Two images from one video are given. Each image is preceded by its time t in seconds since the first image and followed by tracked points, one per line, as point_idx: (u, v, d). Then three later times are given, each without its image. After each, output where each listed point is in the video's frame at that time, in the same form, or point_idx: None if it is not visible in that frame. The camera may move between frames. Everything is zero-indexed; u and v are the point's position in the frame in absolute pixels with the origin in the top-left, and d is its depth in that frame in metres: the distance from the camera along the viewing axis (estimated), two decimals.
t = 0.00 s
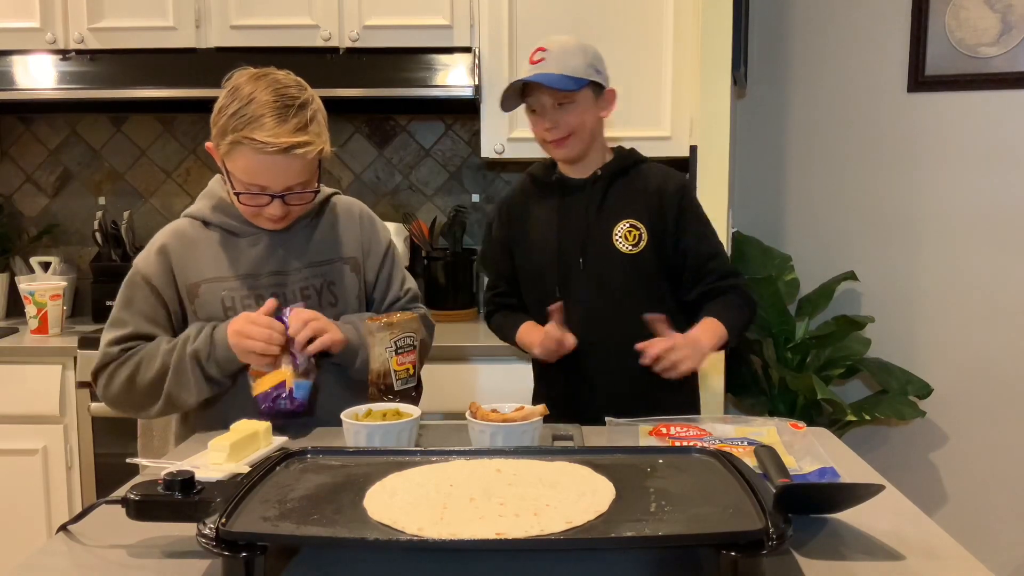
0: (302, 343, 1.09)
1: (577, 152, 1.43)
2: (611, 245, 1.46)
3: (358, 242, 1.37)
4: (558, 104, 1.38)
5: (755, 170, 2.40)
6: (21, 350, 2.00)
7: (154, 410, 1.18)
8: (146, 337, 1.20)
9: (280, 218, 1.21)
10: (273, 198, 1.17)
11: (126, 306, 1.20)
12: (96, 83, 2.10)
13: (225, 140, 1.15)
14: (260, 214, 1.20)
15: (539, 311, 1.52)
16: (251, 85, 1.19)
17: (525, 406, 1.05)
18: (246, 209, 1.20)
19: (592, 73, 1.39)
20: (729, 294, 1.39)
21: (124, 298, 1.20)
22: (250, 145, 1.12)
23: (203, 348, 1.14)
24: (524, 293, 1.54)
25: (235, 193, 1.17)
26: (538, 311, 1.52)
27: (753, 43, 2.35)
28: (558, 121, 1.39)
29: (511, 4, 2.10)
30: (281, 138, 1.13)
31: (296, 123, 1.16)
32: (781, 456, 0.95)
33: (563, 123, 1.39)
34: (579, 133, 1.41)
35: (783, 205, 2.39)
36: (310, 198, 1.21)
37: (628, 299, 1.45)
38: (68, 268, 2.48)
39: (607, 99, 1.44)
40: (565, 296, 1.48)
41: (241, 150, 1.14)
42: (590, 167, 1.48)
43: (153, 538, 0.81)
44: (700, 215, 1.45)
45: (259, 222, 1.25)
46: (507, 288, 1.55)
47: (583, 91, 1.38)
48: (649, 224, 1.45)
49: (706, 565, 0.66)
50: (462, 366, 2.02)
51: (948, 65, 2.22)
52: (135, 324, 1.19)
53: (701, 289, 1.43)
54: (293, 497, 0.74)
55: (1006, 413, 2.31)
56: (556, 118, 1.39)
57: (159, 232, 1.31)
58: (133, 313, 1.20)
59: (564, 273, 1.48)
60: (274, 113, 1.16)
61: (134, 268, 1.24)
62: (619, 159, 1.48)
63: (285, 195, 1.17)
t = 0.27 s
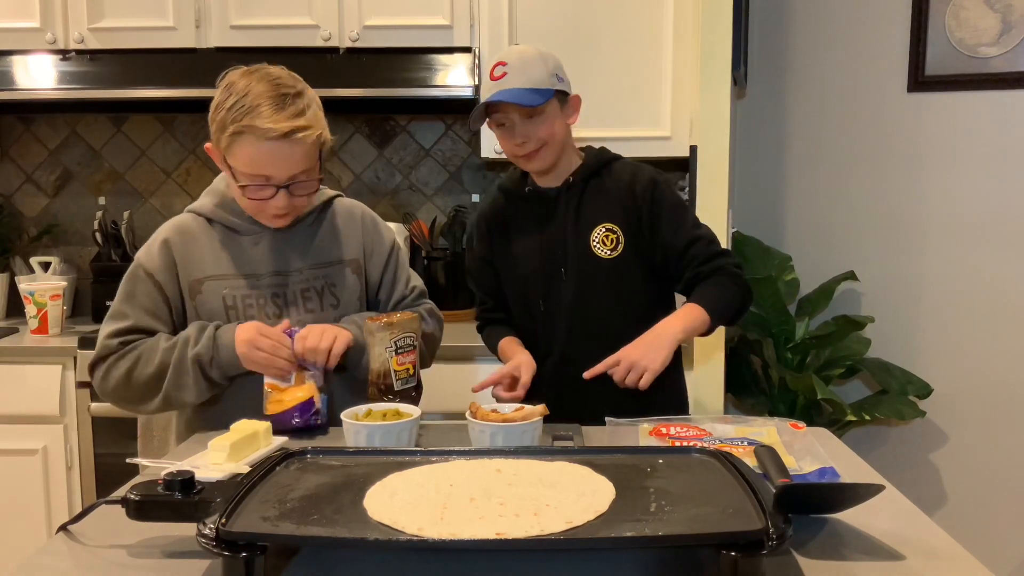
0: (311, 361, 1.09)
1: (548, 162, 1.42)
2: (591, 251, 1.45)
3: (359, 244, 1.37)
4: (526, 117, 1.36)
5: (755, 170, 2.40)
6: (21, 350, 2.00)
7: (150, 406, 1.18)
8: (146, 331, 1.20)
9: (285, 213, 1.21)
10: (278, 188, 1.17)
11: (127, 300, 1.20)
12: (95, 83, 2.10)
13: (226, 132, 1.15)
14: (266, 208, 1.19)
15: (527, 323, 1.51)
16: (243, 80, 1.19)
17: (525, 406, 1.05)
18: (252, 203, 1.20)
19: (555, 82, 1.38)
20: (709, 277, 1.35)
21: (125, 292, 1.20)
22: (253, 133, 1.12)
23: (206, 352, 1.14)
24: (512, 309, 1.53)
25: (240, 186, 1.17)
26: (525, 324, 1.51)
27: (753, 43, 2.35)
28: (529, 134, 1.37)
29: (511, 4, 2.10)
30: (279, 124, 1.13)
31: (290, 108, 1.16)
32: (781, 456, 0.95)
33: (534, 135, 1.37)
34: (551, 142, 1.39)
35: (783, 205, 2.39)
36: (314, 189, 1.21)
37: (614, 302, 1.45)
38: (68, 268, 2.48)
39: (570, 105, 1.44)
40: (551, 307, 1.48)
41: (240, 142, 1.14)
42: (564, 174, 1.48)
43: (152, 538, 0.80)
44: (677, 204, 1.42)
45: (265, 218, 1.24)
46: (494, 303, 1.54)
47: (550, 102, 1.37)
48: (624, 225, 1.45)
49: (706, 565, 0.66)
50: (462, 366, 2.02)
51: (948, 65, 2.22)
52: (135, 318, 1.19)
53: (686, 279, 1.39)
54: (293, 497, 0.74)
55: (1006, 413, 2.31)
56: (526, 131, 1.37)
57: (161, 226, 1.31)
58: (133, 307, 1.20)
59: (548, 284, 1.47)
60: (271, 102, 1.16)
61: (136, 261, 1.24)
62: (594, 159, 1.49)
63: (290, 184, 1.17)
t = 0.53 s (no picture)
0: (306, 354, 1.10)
1: (555, 162, 1.42)
2: (594, 251, 1.46)
3: (355, 241, 1.38)
4: (535, 116, 1.36)
5: (756, 170, 2.40)
6: (21, 351, 2.00)
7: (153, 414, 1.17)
8: (145, 338, 1.20)
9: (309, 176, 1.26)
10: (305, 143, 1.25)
11: (125, 308, 1.19)
12: (95, 83, 2.09)
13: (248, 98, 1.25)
14: (292, 170, 1.25)
15: (526, 321, 1.51)
16: (252, 64, 1.29)
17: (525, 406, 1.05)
18: (276, 171, 1.25)
19: (564, 82, 1.38)
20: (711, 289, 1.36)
21: (122, 299, 1.20)
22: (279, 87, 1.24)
23: (206, 359, 1.13)
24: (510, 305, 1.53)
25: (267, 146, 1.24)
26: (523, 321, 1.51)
27: (753, 43, 2.35)
28: (537, 133, 1.37)
29: (511, 4, 2.11)
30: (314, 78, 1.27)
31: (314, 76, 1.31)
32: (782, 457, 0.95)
33: (541, 134, 1.37)
34: (558, 142, 1.39)
35: (783, 205, 2.39)
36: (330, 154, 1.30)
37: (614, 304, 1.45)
38: (68, 268, 2.48)
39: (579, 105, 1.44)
40: (550, 304, 1.47)
41: (287, 99, 1.25)
42: (570, 172, 1.48)
43: (152, 539, 0.80)
44: (680, 211, 1.43)
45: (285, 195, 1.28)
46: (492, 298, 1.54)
47: (558, 101, 1.36)
48: (629, 227, 1.45)
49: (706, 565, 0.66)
50: (462, 366, 2.02)
51: (948, 65, 2.22)
52: (134, 325, 1.19)
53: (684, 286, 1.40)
54: (293, 497, 0.74)
55: (1006, 413, 2.31)
56: (534, 130, 1.37)
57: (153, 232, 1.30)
58: (130, 315, 1.19)
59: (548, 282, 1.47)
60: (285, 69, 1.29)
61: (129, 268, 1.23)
62: (601, 160, 1.48)
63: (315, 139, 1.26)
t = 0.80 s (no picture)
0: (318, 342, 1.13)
1: (566, 164, 1.42)
2: (593, 258, 1.45)
3: (349, 239, 1.40)
4: (552, 118, 1.36)
5: (755, 170, 2.40)
6: (21, 351, 2.00)
7: (154, 417, 1.13)
8: (142, 340, 1.16)
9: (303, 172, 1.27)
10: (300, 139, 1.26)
11: (119, 308, 1.15)
12: (95, 83, 2.09)
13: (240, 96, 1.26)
14: (286, 165, 1.26)
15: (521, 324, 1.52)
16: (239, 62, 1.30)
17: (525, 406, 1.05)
18: (269, 167, 1.26)
19: (581, 86, 1.39)
20: (703, 316, 1.42)
21: (116, 300, 1.16)
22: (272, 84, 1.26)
23: (221, 354, 1.12)
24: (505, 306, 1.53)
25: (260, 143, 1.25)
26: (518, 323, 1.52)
27: (752, 43, 2.35)
28: (552, 135, 1.38)
29: (511, 4, 2.11)
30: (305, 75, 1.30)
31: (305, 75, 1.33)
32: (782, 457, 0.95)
33: (557, 136, 1.38)
34: (572, 145, 1.40)
35: (782, 206, 2.39)
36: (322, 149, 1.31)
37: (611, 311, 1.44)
38: (68, 268, 2.48)
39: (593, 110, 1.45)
40: (546, 309, 1.47)
41: (278, 93, 1.26)
42: (577, 177, 1.48)
43: (153, 539, 0.81)
44: (680, 232, 1.44)
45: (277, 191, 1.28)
46: (488, 296, 1.53)
47: (575, 104, 1.37)
48: (630, 239, 1.44)
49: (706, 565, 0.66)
50: (462, 366, 2.02)
51: (947, 65, 2.22)
52: (131, 326, 1.15)
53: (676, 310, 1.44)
54: (293, 497, 0.74)
55: (1006, 412, 2.31)
56: (550, 133, 1.37)
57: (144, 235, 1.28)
58: (126, 315, 1.16)
59: (547, 286, 1.47)
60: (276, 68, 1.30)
61: (123, 269, 1.20)
62: (608, 167, 1.47)
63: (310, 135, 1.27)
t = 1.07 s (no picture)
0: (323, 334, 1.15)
1: (577, 167, 1.42)
2: (602, 262, 1.46)
3: (343, 240, 1.40)
4: (567, 120, 1.37)
5: (756, 170, 2.40)
6: (21, 350, 2.00)
7: (165, 428, 1.13)
8: (144, 350, 1.15)
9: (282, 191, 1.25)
10: (280, 159, 1.23)
11: (120, 320, 1.14)
12: (95, 83, 2.10)
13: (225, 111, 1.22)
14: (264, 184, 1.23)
15: (523, 325, 1.50)
16: (230, 69, 1.26)
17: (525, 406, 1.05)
18: (248, 183, 1.24)
19: (600, 90, 1.39)
20: (705, 328, 1.43)
21: (114, 311, 1.15)
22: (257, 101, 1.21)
23: (229, 368, 1.12)
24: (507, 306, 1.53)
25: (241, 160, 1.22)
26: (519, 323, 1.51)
27: (752, 43, 2.35)
28: (566, 137, 1.38)
29: (512, 3, 2.11)
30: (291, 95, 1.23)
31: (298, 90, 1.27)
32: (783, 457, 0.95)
33: (570, 138, 1.38)
34: (585, 148, 1.40)
35: (783, 206, 2.39)
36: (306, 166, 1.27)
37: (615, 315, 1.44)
38: (68, 268, 2.48)
39: (609, 115, 1.45)
40: (551, 310, 1.47)
41: (252, 111, 1.21)
42: (588, 182, 1.48)
43: (152, 539, 0.80)
44: (686, 243, 1.46)
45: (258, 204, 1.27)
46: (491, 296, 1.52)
47: (591, 108, 1.37)
48: (640, 245, 1.45)
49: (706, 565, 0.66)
50: (462, 366, 2.02)
51: (947, 65, 2.22)
52: (132, 337, 1.14)
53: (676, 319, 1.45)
54: (293, 497, 0.74)
55: (1005, 412, 2.31)
56: (564, 135, 1.38)
57: (137, 241, 1.26)
58: (125, 326, 1.14)
59: (553, 287, 1.47)
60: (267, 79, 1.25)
61: (117, 277, 1.18)
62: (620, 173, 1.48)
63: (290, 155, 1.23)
